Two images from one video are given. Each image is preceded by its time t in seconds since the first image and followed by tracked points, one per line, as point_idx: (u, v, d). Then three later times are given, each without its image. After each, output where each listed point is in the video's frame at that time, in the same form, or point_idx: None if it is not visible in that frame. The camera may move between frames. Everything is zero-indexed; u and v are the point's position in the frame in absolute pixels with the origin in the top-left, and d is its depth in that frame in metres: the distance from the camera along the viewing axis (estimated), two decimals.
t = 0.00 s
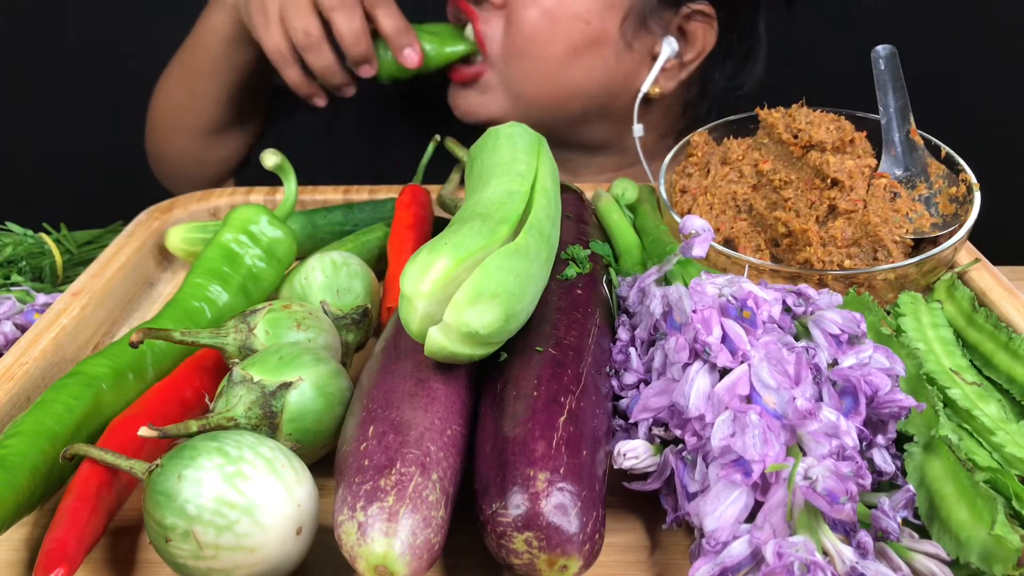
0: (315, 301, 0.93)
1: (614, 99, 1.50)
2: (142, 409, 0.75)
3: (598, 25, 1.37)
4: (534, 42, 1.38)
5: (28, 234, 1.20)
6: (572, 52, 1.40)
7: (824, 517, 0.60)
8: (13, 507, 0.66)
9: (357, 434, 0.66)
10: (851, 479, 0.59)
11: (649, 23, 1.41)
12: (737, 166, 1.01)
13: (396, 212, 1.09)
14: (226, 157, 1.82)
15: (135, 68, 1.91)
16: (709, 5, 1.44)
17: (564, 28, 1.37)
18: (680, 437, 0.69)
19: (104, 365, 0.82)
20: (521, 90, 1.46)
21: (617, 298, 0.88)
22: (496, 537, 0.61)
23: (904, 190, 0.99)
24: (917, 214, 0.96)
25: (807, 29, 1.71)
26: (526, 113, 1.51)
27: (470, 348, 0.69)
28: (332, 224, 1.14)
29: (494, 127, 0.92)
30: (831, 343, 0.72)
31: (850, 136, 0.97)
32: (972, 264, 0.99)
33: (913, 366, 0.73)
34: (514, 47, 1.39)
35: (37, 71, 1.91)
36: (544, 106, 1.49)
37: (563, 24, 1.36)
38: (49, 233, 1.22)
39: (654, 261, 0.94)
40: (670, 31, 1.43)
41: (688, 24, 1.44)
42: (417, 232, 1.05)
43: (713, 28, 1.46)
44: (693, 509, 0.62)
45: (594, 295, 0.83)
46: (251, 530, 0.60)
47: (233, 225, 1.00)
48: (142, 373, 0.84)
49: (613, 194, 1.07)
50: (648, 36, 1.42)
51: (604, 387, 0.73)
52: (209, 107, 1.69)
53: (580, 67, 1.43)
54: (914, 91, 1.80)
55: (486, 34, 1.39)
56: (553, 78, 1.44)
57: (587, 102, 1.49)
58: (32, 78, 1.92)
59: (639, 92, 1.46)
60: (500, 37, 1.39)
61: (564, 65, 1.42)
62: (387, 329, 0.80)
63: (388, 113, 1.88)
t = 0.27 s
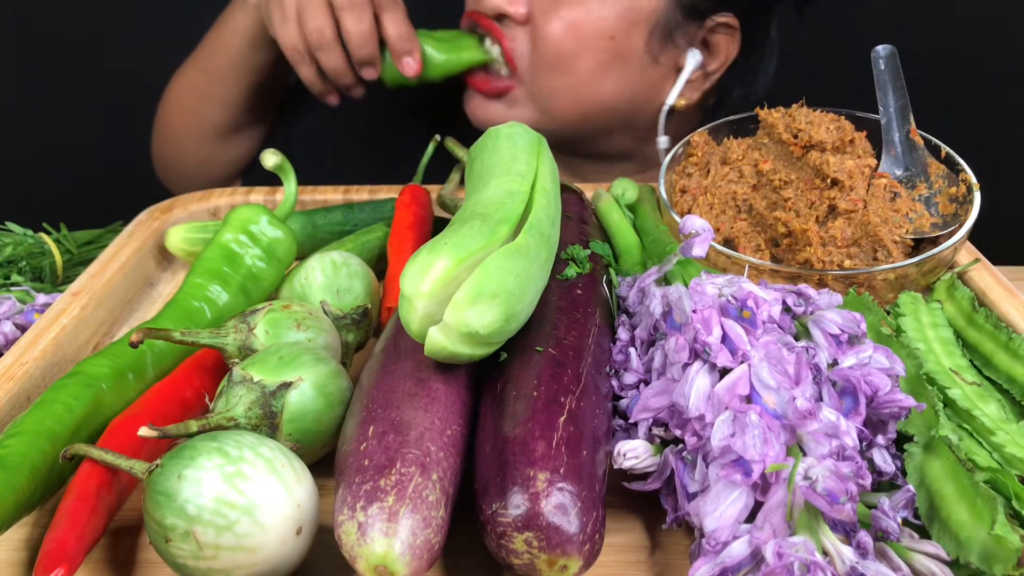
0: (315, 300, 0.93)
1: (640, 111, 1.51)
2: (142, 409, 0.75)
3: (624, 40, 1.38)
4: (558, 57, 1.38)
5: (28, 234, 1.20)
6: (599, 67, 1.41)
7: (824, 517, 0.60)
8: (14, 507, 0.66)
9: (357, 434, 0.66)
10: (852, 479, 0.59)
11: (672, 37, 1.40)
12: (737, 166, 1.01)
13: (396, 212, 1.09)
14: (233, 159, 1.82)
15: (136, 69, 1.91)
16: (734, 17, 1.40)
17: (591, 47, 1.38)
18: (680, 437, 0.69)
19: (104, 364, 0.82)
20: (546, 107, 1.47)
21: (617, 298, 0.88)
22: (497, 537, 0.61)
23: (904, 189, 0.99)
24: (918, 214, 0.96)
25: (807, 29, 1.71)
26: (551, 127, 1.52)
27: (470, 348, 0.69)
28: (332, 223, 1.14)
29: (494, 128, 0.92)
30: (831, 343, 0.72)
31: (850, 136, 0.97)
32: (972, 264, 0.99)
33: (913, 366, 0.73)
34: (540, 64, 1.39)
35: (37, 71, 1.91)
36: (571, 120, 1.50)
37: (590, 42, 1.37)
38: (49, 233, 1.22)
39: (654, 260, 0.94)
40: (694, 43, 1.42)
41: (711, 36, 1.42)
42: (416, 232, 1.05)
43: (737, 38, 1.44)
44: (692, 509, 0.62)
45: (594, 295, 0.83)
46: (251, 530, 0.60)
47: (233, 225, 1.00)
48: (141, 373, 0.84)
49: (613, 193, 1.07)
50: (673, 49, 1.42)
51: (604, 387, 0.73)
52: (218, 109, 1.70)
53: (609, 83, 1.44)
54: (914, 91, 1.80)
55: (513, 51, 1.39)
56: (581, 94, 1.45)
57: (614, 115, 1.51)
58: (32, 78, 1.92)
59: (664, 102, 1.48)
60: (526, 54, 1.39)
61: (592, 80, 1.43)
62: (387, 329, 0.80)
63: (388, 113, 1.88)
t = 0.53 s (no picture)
0: (315, 300, 0.93)
1: (675, 116, 1.58)
2: (142, 409, 0.75)
3: (679, 46, 1.45)
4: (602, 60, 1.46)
5: (28, 234, 1.20)
6: (650, 73, 1.48)
7: (824, 517, 0.60)
8: (14, 507, 0.66)
9: (357, 434, 0.66)
10: (852, 479, 0.59)
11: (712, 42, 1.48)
12: (737, 165, 1.02)
13: (396, 212, 1.09)
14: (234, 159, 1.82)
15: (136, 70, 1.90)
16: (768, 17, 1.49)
17: (646, 53, 1.46)
18: (680, 437, 0.69)
19: (104, 364, 0.82)
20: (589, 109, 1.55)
21: (617, 298, 0.88)
22: (497, 537, 0.61)
23: (904, 189, 0.99)
24: (918, 214, 0.96)
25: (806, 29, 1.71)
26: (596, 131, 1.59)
27: (469, 348, 0.69)
28: (332, 223, 1.14)
29: (495, 127, 0.92)
30: (831, 343, 0.72)
31: (850, 136, 0.97)
32: (971, 264, 0.99)
33: (913, 366, 0.73)
34: (590, 70, 1.49)
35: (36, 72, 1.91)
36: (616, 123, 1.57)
37: (644, 50, 1.45)
38: (49, 233, 1.22)
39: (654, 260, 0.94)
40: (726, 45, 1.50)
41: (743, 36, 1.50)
42: (416, 232, 1.05)
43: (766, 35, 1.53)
44: (693, 509, 0.62)
45: (594, 295, 0.83)
46: (251, 530, 0.60)
47: (233, 224, 1.00)
48: (141, 373, 0.84)
49: (613, 193, 1.08)
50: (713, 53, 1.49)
51: (604, 387, 0.73)
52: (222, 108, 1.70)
53: (653, 93, 1.52)
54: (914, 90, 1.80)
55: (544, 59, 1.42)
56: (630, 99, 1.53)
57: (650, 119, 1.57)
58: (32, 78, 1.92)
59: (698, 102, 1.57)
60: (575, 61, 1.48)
61: (639, 87, 1.51)
62: (387, 329, 0.80)
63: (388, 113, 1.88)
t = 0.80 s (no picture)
0: (315, 301, 0.92)
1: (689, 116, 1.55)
2: (142, 409, 0.75)
3: (703, 45, 1.34)
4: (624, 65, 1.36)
5: (28, 234, 1.20)
6: (671, 74, 1.36)
7: (824, 517, 0.59)
8: (14, 507, 0.66)
9: (357, 434, 0.66)
10: (852, 479, 0.59)
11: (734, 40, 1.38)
12: (737, 165, 1.01)
13: (396, 212, 1.09)
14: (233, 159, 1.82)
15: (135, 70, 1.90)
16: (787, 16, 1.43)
17: (667, 54, 1.34)
18: (680, 437, 0.69)
19: (104, 364, 0.82)
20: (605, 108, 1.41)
21: (617, 298, 0.88)
22: (497, 537, 0.61)
23: (904, 189, 0.99)
24: (918, 214, 0.96)
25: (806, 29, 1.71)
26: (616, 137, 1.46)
27: (470, 348, 0.69)
28: (332, 223, 1.14)
29: (494, 128, 0.92)
30: (831, 343, 0.72)
31: (849, 136, 0.97)
32: (972, 264, 0.99)
33: (913, 366, 0.73)
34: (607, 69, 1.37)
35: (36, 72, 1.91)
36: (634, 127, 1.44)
37: (666, 51, 1.33)
38: (49, 233, 1.22)
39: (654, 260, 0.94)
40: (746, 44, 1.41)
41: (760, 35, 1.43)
42: (416, 232, 1.05)
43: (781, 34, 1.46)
44: (693, 509, 0.62)
45: (594, 295, 0.83)
46: (251, 529, 0.60)
47: (233, 224, 1.00)
48: (141, 373, 0.84)
49: (613, 194, 1.08)
50: (735, 51, 1.40)
51: (604, 387, 0.73)
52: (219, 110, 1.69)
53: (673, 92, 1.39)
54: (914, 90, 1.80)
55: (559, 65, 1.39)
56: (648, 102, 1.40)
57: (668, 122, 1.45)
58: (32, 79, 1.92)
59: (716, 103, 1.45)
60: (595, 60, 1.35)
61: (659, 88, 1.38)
62: (387, 329, 0.80)
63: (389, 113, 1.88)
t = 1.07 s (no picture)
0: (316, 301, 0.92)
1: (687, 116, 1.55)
2: (142, 409, 0.75)
3: (706, 46, 1.34)
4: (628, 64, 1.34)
5: (29, 234, 1.20)
6: (676, 75, 1.36)
7: (824, 517, 0.59)
8: (15, 507, 0.66)
9: (357, 434, 0.66)
10: (851, 479, 0.59)
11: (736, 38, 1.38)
12: (737, 165, 1.01)
13: (396, 212, 1.09)
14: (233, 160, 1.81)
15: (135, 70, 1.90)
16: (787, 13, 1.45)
17: (673, 56, 1.33)
18: (680, 437, 0.69)
19: (104, 364, 0.82)
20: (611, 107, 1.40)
21: (617, 298, 0.88)
22: (496, 537, 0.61)
23: (904, 189, 0.99)
24: (917, 214, 0.96)
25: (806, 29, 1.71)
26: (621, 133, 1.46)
27: (470, 348, 0.69)
28: (332, 224, 1.14)
29: (494, 128, 0.92)
30: (831, 343, 0.72)
31: (849, 136, 0.97)
32: (972, 264, 0.99)
33: (913, 366, 0.73)
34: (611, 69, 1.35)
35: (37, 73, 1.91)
36: (640, 126, 1.44)
37: (671, 52, 1.33)
38: (49, 233, 1.22)
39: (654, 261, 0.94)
40: (748, 42, 1.42)
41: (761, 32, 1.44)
42: (416, 232, 1.05)
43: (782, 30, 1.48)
44: (692, 509, 0.62)
45: (594, 295, 0.83)
46: (251, 529, 0.60)
47: (232, 225, 1.00)
48: (141, 373, 0.84)
49: (613, 194, 1.08)
50: (738, 51, 1.40)
51: (604, 387, 0.73)
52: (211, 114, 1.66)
53: (679, 92, 1.39)
54: (913, 90, 1.80)
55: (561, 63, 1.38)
56: (654, 102, 1.40)
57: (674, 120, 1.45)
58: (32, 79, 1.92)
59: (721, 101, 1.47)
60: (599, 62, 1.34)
61: (665, 88, 1.38)
62: (386, 330, 0.80)
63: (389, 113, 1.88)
